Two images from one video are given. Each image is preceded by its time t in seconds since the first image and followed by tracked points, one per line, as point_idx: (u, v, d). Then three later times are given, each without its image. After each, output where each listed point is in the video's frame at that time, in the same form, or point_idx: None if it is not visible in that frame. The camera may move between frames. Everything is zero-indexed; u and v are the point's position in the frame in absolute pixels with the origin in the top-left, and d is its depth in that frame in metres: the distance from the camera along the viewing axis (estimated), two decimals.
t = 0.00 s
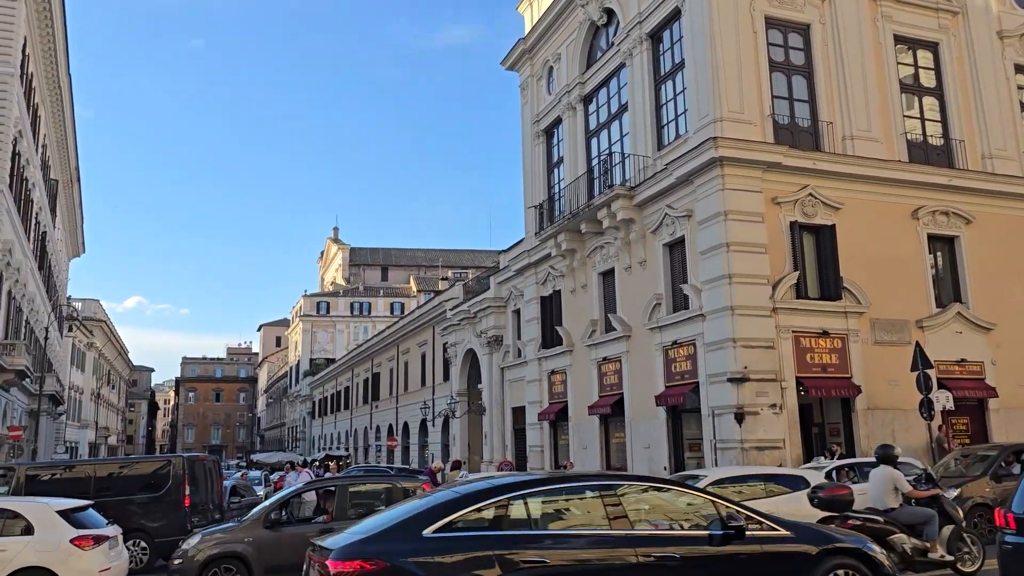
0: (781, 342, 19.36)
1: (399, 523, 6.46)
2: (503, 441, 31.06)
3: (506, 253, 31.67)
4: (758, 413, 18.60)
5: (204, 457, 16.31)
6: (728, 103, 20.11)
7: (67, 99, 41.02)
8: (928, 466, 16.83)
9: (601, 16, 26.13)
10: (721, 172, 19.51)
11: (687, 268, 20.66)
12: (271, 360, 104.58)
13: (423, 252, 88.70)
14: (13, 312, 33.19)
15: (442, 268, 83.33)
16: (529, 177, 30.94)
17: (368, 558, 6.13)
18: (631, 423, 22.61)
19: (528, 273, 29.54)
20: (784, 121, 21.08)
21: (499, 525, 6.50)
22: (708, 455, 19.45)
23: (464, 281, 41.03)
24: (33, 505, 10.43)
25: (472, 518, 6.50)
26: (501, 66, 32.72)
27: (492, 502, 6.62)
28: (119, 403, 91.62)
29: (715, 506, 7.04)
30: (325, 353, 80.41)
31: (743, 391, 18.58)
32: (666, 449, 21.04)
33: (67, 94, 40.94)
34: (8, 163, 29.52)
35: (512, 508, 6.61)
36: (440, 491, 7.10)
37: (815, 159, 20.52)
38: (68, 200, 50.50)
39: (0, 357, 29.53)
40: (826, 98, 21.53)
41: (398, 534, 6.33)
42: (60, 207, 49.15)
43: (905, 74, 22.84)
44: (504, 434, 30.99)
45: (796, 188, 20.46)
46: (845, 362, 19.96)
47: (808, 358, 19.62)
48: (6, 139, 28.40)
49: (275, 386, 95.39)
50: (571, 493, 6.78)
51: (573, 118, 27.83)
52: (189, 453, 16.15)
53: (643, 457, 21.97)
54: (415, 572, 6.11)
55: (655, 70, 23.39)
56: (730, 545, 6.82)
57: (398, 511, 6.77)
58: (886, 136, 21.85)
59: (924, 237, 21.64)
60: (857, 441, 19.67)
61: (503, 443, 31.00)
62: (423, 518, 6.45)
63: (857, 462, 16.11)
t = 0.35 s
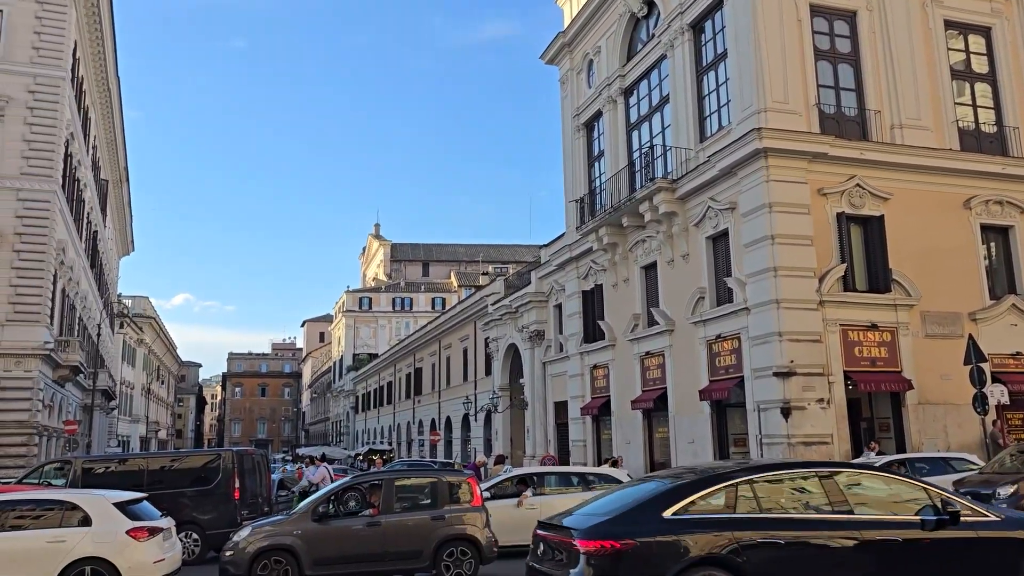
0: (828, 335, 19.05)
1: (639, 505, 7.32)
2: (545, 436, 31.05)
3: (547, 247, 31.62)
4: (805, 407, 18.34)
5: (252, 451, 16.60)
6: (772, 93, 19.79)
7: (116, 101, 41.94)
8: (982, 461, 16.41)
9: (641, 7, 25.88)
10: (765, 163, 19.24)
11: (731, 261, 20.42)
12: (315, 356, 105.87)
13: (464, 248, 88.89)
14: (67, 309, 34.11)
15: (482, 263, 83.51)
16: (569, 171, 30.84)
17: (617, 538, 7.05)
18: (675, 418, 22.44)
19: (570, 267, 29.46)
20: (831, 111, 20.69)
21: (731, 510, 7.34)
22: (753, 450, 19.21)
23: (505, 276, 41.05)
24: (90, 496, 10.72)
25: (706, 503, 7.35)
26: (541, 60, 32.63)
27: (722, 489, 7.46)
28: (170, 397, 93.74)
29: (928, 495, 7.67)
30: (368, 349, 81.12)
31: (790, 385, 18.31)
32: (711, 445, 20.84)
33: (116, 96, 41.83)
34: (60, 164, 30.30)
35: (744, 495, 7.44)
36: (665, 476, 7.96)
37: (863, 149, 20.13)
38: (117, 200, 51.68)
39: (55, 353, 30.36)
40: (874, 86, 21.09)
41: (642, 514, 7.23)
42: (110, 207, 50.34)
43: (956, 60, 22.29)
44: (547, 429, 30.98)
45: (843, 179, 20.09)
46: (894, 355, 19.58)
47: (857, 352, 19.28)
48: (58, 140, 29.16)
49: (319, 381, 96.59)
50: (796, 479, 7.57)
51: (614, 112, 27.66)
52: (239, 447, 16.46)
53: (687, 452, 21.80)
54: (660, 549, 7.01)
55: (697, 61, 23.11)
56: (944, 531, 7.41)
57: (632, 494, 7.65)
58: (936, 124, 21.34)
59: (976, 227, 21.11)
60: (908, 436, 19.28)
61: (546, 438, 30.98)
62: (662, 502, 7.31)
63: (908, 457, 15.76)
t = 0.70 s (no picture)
0: (874, 333, 18.72)
1: (866, 497, 7.97)
2: (585, 435, 30.97)
3: (586, 245, 31.51)
4: (851, 407, 18.05)
5: (296, 449, 16.78)
6: (815, 87, 19.48)
7: (161, 104, 42.73)
8: None
9: (680, 3, 25.64)
10: (808, 159, 18.96)
11: (774, 258, 20.16)
12: (354, 355, 106.80)
13: (502, 247, 89.00)
14: (115, 309, 34.89)
15: (520, 262, 83.53)
16: (608, 169, 30.69)
17: (850, 527, 7.74)
18: (716, 417, 22.23)
19: (609, 266, 29.31)
20: (876, 105, 20.30)
21: (956, 501, 7.96)
22: (797, 450, 18.94)
23: (543, 274, 40.98)
24: (140, 493, 10.94)
25: (929, 495, 7.97)
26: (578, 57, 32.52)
27: (944, 483, 8.07)
28: (214, 395, 95.45)
29: None
30: (407, 347, 81.59)
31: (834, 384, 18.02)
32: (754, 445, 20.60)
33: (161, 99, 42.62)
34: (108, 166, 30.98)
35: (965, 487, 8.06)
36: (874, 471, 8.58)
37: (910, 143, 19.76)
38: (162, 202, 52.69)
39: (103, 352, 31.03)
40: (920, 79, 20.66)
41: (872, 505, 7.88)
42: (156, 208, 51.36)
43: (1006, 51, 21.76)
44: (587, 428, 30.89)
45: (889, 174, 19.73)
46: (943, 354, 19.18)
47: (904, 350, 18.90)
48: (106, 144, 29.81)
49: (359, 379, 97.51)
50: (1010, 472, 8.24)
51: (653, 109, 27.47)
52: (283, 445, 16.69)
53: (729, 451, 21.58)
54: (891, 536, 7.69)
55: (738, 57, 22.85)
56: None
57: (852, 489, 8.29)
58: (985, 117, 20.85)
59: None
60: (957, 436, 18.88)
61: (585, 437, 30.90)
62: (890, 494, 7.96)
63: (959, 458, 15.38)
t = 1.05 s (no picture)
0: (924, 334, 18.32)
1: None
2: (627, 437, 30.82)
3: (627, 246, 31.35)
4: (901, 410, 17.69)
5: (342, 449, 16.94)
6: (861, 84, 19.15)
7: (206, 110, 43.55)
8: None
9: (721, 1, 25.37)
10: (855, 157, 18.63)
11: (819, 258, 19.84)
12: (395, 356, 107.60)
13: (541, 249, 89.05)
14: (163, 312, 35.63)
15: (560, 264, 83.45)
16: (649, 169, 30.50)
17: None
18: (761, 420, 21.95)
19: (651, 267, 29.11)
20: (925, 101, 19.87)
21: None
22: (845, 453, 18.63)
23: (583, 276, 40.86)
24: (191, 494, 11.13)
25: None
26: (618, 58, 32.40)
27: None
28: (258, 396, 96.91)
29: None
30: (447, 349, 81.96)
31: (884, 386, 17.67)
32: (800, 447, 20.29)
33: (206, 105, 43.42)
34: (156, 173, 31.66)
35: None
36: None
37: (960, 140, 19.34)
38: (208, 207, 53.71)
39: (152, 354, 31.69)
40: (971, 75, 20.20)
41: None
42: (201, 213, 52.34)
43: None
44: (629, 430, 30.72)
45: (939, 172, 19.32)
46: (996, 355, 18.73)
47: (955, 351, 18.48)
48: (153, 150, 30.44)
49: (400, 381, 98.25)
50: None
51: (695, 108, 27.24)
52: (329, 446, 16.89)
53: (775, 454, 21.28)
54: None
55: (781, 54, 22.55)
56: None
57: None
58: None
59: None
60: (1012, 439, 18.40)
61: (628, 439, 30.75)
62: None
63: (1014, 462, 14.99)
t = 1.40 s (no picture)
0: (972, 333, 17.93)
1: None
2: (665, 437, 30.65)
3: (665, 246, 31.13)
4: (948, 410, 17.29)
5: (382, 450, 17.11)
6: (904, 78, 18.78)
7: (245, 115, 44.17)
8: None
9: None
10: (898, 153, 18.29)
11: (862, 255, 19.50)
12: (432, 357, 108.09)
13: (577, 249, 88.83)
14: (205, 314, 36.20)
15: (595, 264, 83.19)
16: (686, 168, 30.27)
17: None
18: (803, 420, 21.65)
19: (688, 266, 28.88)
20: (970, 94, 19.43)
21: None
22: (891, 454, 18.29)
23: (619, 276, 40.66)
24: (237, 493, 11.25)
25: None
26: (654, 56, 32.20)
27: None
28: (297, 397, 97.97)
29: None
30: (483, 350, 82.12)
31: (930, 386, 17.30)
32: (843, 448, 19.98)
33: (245, 110, 44.03)
34: (197, 177, 32.18)
35: None
36: None
37: (1007, 133, 18.93)
38: (247, 210, 54.47)
39: (195, 356, 32.25)
40: (1018, 67, 19.71)
41: None
42: (241, 216, 53.10)
43: None
44: (667, 430, 30.54)
45: (986, 166, 18.90)
46: None
47: (1003, 350, 18.07)
48: (194, 155, 30.93)
49: (437, 382, 98.66)
50: None
51: (733, 105, 26.96)
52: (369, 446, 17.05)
53: (818, 455, 20.98)
54: None
55: (821, 49, 22.21)
56: None
57: None
58: None
59: None
60: None
61: (666, 439, 30.57)
62: None
63: None
